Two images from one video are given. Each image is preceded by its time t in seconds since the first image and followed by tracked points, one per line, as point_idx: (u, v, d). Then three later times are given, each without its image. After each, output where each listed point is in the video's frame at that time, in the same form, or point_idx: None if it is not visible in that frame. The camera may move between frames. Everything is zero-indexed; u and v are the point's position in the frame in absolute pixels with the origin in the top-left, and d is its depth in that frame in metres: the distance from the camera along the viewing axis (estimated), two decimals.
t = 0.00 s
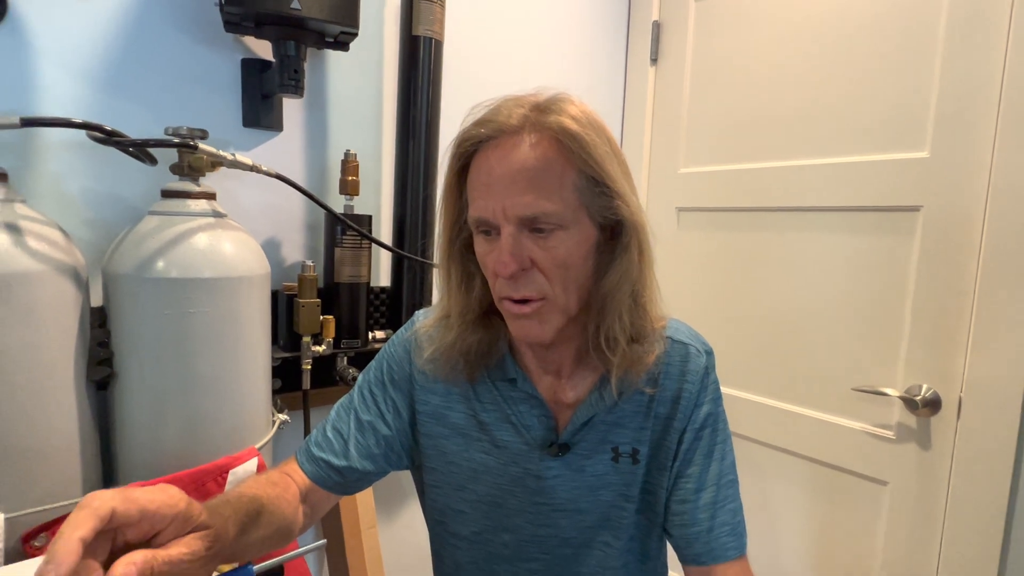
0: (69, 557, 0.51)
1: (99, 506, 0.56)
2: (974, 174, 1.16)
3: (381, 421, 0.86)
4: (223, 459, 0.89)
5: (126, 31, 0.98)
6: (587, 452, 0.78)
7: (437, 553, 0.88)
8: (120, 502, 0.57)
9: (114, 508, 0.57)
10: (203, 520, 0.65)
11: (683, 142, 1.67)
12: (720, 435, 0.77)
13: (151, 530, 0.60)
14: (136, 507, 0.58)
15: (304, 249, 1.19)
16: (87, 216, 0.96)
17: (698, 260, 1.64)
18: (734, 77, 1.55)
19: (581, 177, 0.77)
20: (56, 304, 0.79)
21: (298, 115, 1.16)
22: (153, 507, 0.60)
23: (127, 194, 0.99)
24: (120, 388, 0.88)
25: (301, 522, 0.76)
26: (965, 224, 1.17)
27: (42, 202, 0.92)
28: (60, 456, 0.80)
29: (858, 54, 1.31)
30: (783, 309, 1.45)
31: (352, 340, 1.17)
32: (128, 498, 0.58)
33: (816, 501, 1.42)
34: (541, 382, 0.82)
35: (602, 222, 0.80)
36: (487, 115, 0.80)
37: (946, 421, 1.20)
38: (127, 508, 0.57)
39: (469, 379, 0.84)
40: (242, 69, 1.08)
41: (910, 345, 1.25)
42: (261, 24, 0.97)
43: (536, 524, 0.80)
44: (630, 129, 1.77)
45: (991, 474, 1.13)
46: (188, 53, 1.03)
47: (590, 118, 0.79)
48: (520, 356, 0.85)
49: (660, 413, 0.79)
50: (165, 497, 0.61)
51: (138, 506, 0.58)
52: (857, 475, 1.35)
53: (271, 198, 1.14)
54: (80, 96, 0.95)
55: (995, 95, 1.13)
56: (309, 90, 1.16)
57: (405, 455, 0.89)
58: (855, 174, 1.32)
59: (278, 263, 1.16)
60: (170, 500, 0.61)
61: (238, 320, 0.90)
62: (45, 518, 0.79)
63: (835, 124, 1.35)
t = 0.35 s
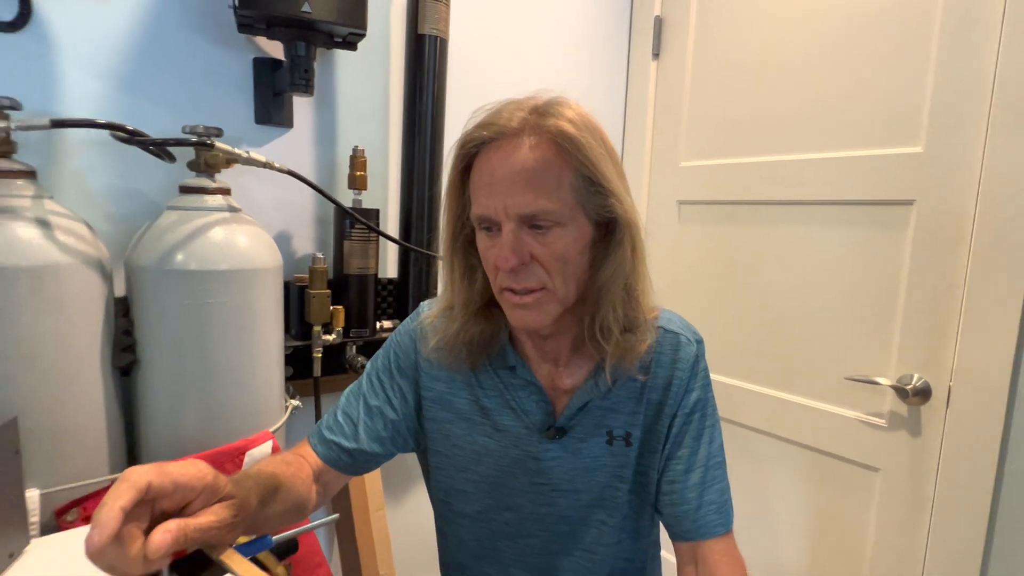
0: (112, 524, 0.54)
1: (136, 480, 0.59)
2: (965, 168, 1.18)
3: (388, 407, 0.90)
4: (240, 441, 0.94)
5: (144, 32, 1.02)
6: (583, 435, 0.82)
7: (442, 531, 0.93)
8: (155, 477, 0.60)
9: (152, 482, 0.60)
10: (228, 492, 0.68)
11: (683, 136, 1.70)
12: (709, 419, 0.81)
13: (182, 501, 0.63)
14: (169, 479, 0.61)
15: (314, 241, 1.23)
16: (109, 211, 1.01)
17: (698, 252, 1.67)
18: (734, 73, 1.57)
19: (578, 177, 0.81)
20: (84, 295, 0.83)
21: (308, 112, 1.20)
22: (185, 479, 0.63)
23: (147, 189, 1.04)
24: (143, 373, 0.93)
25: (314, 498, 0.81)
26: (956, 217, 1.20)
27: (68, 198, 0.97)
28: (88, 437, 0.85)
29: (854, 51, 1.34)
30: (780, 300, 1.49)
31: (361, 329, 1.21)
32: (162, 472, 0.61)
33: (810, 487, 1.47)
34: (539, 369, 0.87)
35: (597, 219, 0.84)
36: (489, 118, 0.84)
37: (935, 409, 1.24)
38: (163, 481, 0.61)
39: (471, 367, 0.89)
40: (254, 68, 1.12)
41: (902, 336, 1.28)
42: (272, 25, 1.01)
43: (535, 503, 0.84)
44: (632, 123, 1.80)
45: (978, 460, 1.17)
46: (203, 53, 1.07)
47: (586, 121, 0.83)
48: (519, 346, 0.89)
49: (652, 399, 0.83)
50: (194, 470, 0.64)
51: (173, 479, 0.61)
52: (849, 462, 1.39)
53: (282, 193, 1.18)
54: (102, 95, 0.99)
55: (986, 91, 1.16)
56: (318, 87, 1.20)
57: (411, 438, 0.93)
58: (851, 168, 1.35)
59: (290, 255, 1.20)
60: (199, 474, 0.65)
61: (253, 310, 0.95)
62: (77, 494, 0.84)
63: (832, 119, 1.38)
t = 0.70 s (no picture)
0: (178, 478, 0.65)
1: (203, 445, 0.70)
2: (971, 174, 1.21)
3: (411, 400, 0.97)
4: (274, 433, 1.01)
5: (188, 55, 1.10)
6: (592, 427, 0.88)
7: (461, 517, 0.99)
8: (218, 445, 0.71)
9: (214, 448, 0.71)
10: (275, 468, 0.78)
11: (696, 143, 1.74)
12: (711, 414, 0.86)
13: (237, 470, 0.74)
14: (229, 449, 0.72)
15: (342, 247, 1.31)
16: (156, 220, 1.10)
17: (711, 256, 1.72)
18: (745, 82, 1.62)
19: (589, 184, 0.87)
20: (137, 297, 0.92)
21: (336, 125, 1.27)
22: (241, 451, 0.73)
23: (190, 200, 1.13)
24: (187, 368, 1.01)
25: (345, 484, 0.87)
26: (962, 222, 1.23)
27: (120, 208, 1.06)
28: (139, 426, 0.94)
29: (862, 60, 1.37)
30: (791, 303, 1.52)
31: (386, 329, 1.28)
32: (224, 443, 0.72)
33: (822, 485, 1.50)
34: (551, 364, 0.93)
35: (607, 224, 0.90)
36: (507, 131, 0.90)
37: (943, 409, 1.26)
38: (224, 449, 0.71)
39: (488, 363, 0.95)
40: (288, 86, 1.20)
41: (910, 337, 1.31)
42: (305, 47, 1.08)
43: (547, 491, 0.90)
44: (646, 130, 1.85)
45: (984, 460, 1.20)
46: (242, 73, 1.16)
47: (596, 134, 0.89)
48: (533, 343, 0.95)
49: (658, 394, 0.89)
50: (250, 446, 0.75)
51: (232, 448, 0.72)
52: (859, 461, 1.42)
53: (313, 202, 1.26)
54: (150, 114, 1.08)
55: (990, 98, 1.18)
56: (346, 102, 1.28)
57: (432, 430, 1.00)
58: (859, 174, 1.38)
59: (320, 260, 1.28)
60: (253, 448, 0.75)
61: (287, 310, 1.02)
62: (129, 478, 0.93)
63: (840, 126, 1.42)
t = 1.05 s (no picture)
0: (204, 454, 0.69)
1: (222, 427, 0.75)
2: (960, 170, 1.24)
3: (415, 390, 1.01)
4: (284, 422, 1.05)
5: (200, 58, 1.14)
6: (589, 415, 0.92)
7: (464, 502, 1.03)
8: (236, 427, 0.76)
9: (233, 430, 0.75)
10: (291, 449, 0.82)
11: (694, 141, 1.78)
12: (703, 401, 0.90)
13: (256, 452, 0.78)
14: (247, 431, 0.77)
15: (347, 243, 1.35)
16: (169, 218, 1.14)
17: (708, 252, 1.75)
18: (742, 81, 1.65)
19: (589, 175, 0.91)
20: (152, 291, 0.95)
21: (342, 125, 1.31)
22: (258, 433, 0.78)
23: (202, 198, 1.16)
24: (200, 360, 1.05)
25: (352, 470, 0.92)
26: (951, 217, 1.26)
27: (135, 206, 1.10)
28: (155, 415, 0.98)
29: (854, 59, 1.41)
30: (786, 297, 1.56)
31: (390, 324, 1.32)
32: (242, 425, 0.77)
33: (817, 476, 1.53)
34: (550, 353, 0.97)
35: (605, 213, 0.95)
36: (508, 126, 0.93)
37: (933, 400, 1.30)
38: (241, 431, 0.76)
39: (489, 354, 0.99)
40: (295, 87, 1.23)
41: (901, 330, 1.34)
42: (312, 50, 1.12)
43: (546, 476, 0.94)
44: (644, 129, 1.88)
45: (973, 448, 1.23)
46: (251, 75, 1.19)
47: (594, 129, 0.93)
48: (533, 333, 0.99)
49: (652, 381, 0.93)
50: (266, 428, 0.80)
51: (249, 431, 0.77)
52: (853, 452, 1.45)
53: (319, 199, 1.30)
54: (163, 115, 1.11)
55: (979, 96, 1.21)
56: (352, 102, 1.32)
57: (435, 419, 1.04)
58: (852, 171, 1.42)
59: (326, 256, 1.32)
60: (270, 431, 0.80)
61: (296, 304, 1.06)
62: (145, 465, 0.96)
63: (833, 124, 1.45)
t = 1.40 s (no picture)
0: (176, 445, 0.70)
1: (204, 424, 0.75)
2: (941, 172, 1.27)
3: (402, 390, 1.01)
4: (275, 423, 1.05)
5: (189, 60, 1.14)
6: (574, 412, 0.94)
7: (452, 501, 1.04)
8: (218, 424, 0.77)
9: (214, 427, 0.76)
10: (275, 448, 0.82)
11: (682, 143, 1.79)
12: (686, 397, 0.91)
13: (238, 450, 0.79)
14: (228, 429, 0.78)
15: (337, 244, 1.35)
16: (159, 219, 1.14)
17: (696, 252, 1.77)
18: (728, 83, 1.67)
19: (573, 174, 0.93)
20: (142, 292, 0.96)
21: (331, 127, 1.32)
22: (240, 431, 0.79)
23: (191, 199, 1.17)
24: (190, 361, 1.05)
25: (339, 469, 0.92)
26: (933, 217, 1.28)
27: (124, 208, 1.10)
28: (143, 417, 0.98)
29: (837, 63, 1.43)
30: (773, 297, 1.58)
31: (381, 324, 1.32)
32: (224, 423, 0.78)
33: (803, 473, 1.55)
34: (535, 352, 0.98)
35: (589, 211, 0.96)
36: (494, 127, 0.94)
37: (916, 398, 1.32)
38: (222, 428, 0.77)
39: (475, 355, 0.99)
40: (284, 89, 1.24)
41: (885, 328, 1.37)
42: (302, 52, 1.13)
43: (532, 473, 0.95)
44: (633, 131, 1.90)
45: (954, 445, 1.25)
46: (240, 77, 1.20)
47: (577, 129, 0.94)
48: (518, 332, 1.00)
49: (635, 379, 0.94)
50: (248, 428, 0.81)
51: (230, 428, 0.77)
52: (839, 450, 1.47)
53: (309, 201, 1.30)
54: (152, 117, 1.12)
55: (958, 99, 1.24)
56: (342, 105, 1.32)
57: (423, 419, 1.05)
58: (836, 172, 1.44)
59: (316, 258, 1.33)
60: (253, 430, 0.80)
61: (286, 305, 1.06)
62: (134, 466, 0.97)
63: (818, 126, 1.47)
